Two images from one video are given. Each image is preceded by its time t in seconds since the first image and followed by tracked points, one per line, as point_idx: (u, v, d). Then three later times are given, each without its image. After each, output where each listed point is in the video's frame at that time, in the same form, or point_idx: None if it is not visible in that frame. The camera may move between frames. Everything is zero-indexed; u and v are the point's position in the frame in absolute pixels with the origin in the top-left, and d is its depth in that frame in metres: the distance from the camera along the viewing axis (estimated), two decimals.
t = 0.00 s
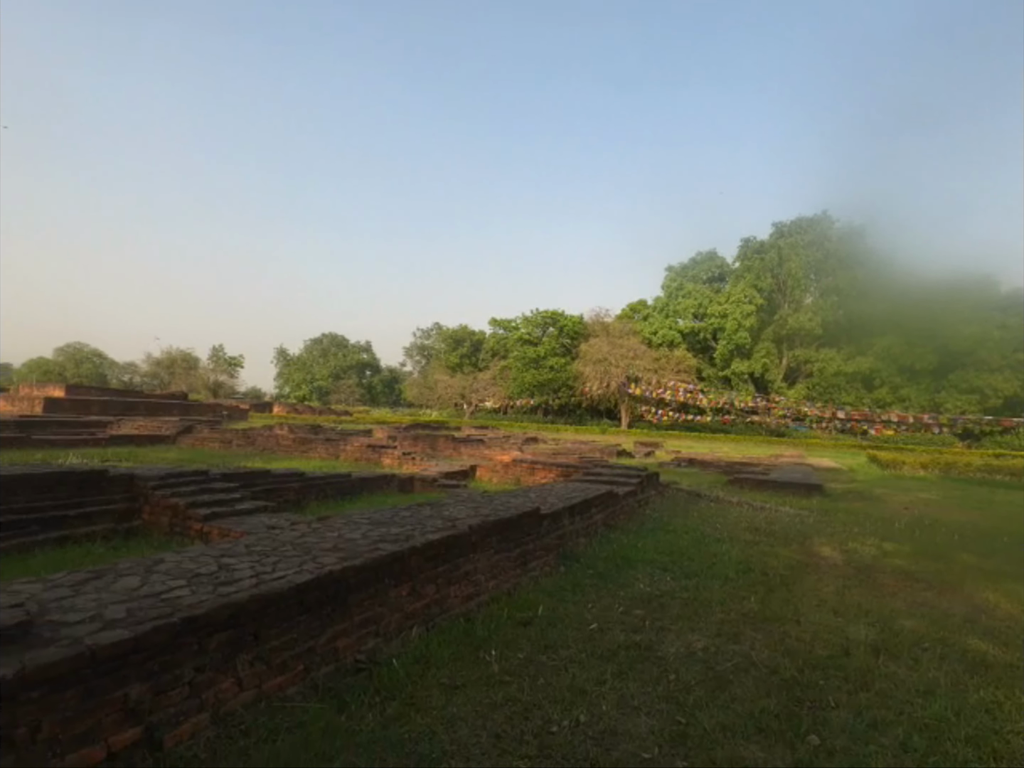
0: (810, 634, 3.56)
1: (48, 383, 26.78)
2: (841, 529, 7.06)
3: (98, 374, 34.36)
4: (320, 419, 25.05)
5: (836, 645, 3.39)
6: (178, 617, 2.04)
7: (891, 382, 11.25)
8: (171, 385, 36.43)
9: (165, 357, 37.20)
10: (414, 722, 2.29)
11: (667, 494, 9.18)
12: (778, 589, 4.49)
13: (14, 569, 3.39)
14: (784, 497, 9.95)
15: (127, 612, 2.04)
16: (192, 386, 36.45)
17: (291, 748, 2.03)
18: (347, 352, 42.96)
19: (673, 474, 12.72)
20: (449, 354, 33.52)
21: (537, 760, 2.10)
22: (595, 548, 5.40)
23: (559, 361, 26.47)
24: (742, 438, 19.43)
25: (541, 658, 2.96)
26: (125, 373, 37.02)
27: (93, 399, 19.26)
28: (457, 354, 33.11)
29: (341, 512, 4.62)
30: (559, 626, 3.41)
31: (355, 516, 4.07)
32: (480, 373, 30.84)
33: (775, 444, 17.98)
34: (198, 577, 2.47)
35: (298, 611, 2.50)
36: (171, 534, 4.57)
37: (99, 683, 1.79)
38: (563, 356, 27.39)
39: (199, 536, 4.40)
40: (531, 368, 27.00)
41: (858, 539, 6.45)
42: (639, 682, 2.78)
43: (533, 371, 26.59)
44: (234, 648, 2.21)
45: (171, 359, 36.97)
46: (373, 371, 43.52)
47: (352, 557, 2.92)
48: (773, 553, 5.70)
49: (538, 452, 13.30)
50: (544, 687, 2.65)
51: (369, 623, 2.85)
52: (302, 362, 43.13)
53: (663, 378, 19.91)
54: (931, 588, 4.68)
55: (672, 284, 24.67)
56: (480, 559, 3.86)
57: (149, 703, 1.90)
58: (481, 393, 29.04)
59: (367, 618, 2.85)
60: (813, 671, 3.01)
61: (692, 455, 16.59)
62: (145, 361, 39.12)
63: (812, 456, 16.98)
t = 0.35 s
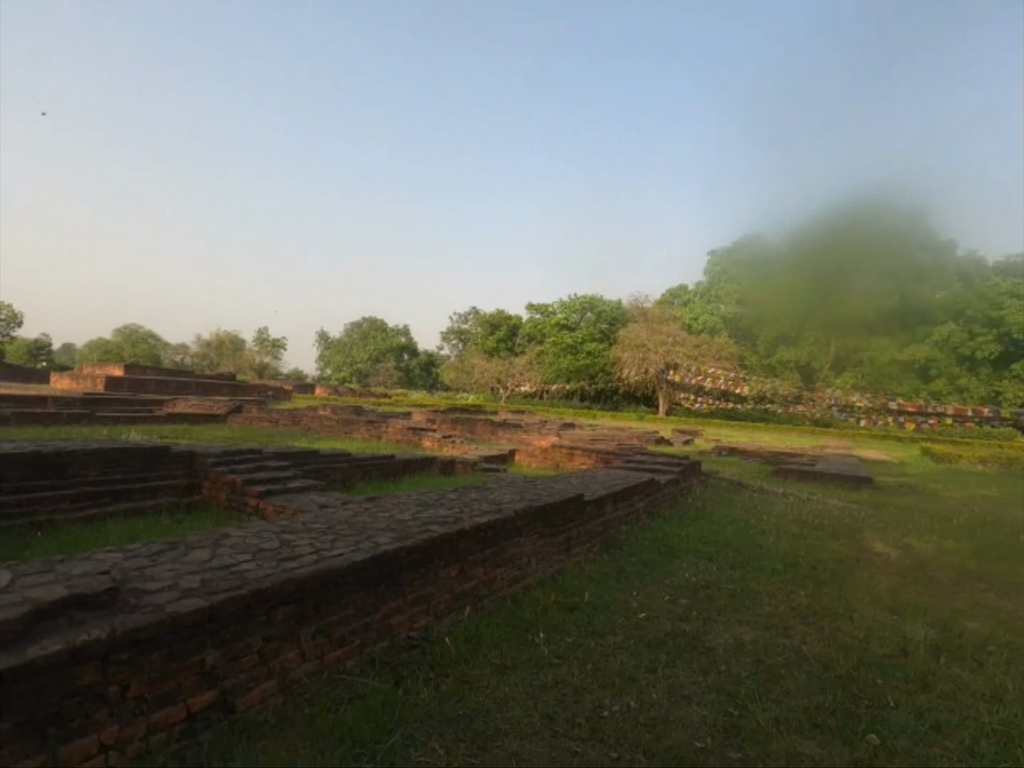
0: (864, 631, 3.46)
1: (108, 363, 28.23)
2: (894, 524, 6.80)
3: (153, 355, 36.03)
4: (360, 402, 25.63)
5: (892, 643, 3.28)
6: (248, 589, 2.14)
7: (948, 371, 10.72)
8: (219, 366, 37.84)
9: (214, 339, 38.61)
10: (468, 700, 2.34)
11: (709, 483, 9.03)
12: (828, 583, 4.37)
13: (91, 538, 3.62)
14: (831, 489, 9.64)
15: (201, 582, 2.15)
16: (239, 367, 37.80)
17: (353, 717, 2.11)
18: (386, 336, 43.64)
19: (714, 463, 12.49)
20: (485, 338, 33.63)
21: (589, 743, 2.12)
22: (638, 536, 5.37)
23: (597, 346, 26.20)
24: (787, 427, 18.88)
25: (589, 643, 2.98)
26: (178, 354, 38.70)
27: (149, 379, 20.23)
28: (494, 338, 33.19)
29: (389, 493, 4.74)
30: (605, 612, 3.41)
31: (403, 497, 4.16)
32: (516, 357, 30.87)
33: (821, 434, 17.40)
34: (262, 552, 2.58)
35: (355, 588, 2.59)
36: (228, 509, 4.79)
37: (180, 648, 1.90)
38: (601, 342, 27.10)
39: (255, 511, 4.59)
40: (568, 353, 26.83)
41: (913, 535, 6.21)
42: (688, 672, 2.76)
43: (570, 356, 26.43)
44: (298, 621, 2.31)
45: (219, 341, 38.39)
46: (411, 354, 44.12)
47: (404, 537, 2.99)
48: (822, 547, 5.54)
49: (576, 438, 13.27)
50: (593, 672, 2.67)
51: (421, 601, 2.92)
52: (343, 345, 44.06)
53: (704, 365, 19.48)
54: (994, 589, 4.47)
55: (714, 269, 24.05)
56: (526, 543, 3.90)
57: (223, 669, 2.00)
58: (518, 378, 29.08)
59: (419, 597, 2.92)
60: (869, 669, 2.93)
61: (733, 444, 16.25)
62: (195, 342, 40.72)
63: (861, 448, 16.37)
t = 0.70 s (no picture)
0: (914, 635, 3.37)
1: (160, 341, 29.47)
2: (947, 523, 6.54)
3: (201, 335, 37.44)
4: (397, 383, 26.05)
5: (945, 649, 3.19)
6: (306, 571, 2.24)
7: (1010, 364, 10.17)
8: (263, 345, 39.00)
9: (258, 319, 39.75)
10: (512, 685, 2.39)
11: (749, 474, 8.86)
12: (877, 584, 4.25)
13: (154, 515, 3.84)
14: (879, 485, 9.33)
15: (263, 563, 2.26)
16: (282, 347, 38.93)
17: (404, 697, 2.19)
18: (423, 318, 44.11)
19: (754, 454, 12.24)
20: (521, 322, 33.59)
21: (632, 734, 2.15)
22: (677, 526, 5.34)
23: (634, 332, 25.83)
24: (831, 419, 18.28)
25: (631, 635, 3.00)
26: (224, 334, 40.06)
27: (198, 357, 21.06)
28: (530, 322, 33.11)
29: (432, 476, 4.84)
30: (645, 604, 3.42)
31: (446, 483, 4.24)
32: (552, 342, 30.74)
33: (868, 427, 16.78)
34: (316, 534, 2.69)
35: (404, 572, 2.67)
36: (278, 487, 4.99)
37: (245, 624, 2.00)
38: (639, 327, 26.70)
39: (304, 491, 4.77)
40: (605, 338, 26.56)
41: (967, 536, 5.96)
42: (731, 669, 2.76)
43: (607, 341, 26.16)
44: (352, 602, 2.40)
45: (263, 321, 39.52)
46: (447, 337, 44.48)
47: (450, 524, 3.06)
48: (871, 545, 5.39)
49: (612, 424, 13.18)
50: (635, 664, 2.70)
51: (465, 586, 3.00)
52: (381, 326, 44.75)
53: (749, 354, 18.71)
54: None
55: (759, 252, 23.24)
56: (566, 532, 3.93)
57: (283, 645, 2.11)
58: (553, 362, 29.01)
59: (464, 582, 2.99)
60: (920, 675, 2.85)
61: (775, 434, 15.85)
62: (241, 322, 42.05)
63: (912, 442, 15.71)
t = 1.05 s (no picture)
0: (957, 633, 3.29)
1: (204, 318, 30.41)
2: (997, 517, 6.30)
3: (242, 312, 38.50)
4: (430, 361, 26.33)
5: (989, 648, 3.11)
6: (350, 550, 2.32)
7: None
8: (301, 323, 39.86)
9: (295, 297, 40.53)
10: (546, 666, 2.45)
11: (786, 461, 8.68)
12: (921, 578, 4.14)
13: (204, 490, 4.03)
14: (925, 474, 9.02)
15: (309, 541, 2.35)
16: (319, 325, 39.75)
17: (442, 674, 2.27)
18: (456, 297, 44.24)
19: (792, 440, 11.96)
20: (554, 301, 33.35)
21: (665, 720, 2.18)
22: (711, 513, 5.30)
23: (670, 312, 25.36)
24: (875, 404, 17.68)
25: (663, 621, 3.02)
26: (263, 311, 41.07)
27: (240, 334, 21.71)
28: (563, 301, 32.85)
29: (467, 458, 4.92)
30: (678, 591, 3.43)
31: (481, 465, 4.31)
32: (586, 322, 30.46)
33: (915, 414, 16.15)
34: (358, 514, 2.78)
35: (442, 553, 2.75)
36: (319, 465, 5.16)
37: (293, 600, 2.10)
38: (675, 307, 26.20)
39: (343, 469, 4.93)
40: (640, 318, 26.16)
41: (1019, 531, 5.73)
42: (765, 659, 2.75)
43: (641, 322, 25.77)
44: (392, 581, 2.49)
45: (301, 299, 40.34)
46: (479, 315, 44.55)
47: (486, 507, 3.12)
48: (915, 537, 5.24)
49: (646, 407, 13.05)
50: (667, 650, 2.73)
51: (500, 568, 3.06)
52: (415, 305, 45.10)
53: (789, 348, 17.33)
54: None
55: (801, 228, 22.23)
56: (599, 516, 3.95)
57: (329, 620, 2.21)
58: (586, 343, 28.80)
59: (498, 564, 3.06)
60: (962, 673, 2.79)
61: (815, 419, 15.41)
62: (279, 300, 42.99)
63: (961, 430, 15.07)
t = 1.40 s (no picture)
0: (994, 620, 3.21)
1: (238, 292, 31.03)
2: None
3: (274, 287, 39.10)
4: (458, 336, 26.40)
5: None
6: (383, 525, 2.39)
7: None
8: (330, 297, 40.29)
9: (325, 271, 40.90)
10: (573, 641, 2.51)
11: (819, 441, 8.50)
12: (957, 564, 4.04)
13: (243, 463, 4.18)
14: (965, 457, 8.72)
15: (344, 515, 2.43)
16: (348, 300, 40.15)
17: (472, 645, 2.34)
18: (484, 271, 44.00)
19: (826, 419, 11.68)
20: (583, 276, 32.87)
21: (689, 698, 2.22)
22: (740, 492, 5.26)
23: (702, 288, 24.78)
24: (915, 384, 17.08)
25: (689, 601, 3.04)
26: (294, 286, 41.59)
27: (272, 309, 22.09)
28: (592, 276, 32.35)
29: (494, 435, 4.97)
30: (706, 571, 3.43)
31: (509, 442, 4.35)
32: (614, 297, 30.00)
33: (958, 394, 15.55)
34: (390, 489, 2.85)
35: (472, 529, 2.80)
36: (351, 439, 5.30)
37: (330, 571, 2.19)
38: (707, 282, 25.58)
39: (374, 444, 5.04)
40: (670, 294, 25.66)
41: None
42: (792, 641, 2.75)
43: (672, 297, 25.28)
44: (423, 555, 2.56)
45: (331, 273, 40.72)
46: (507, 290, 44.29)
47: (515, 484, 3.16)
48: (952, 522, 5.11)
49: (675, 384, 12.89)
50: (694, 630, 2.75)
51: (528, 545, 3.11)
52: (442, 279, 45.07)
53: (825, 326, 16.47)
54: None
55: (842, 198, 21.30)
56: (627, 495, 3.96)
57: (363, 591, 2.29)
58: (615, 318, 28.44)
59: (526, 540, 3.11)
60: (997, 662, 2.74)
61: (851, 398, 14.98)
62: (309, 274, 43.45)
63: (1007, 411, 14.48)
